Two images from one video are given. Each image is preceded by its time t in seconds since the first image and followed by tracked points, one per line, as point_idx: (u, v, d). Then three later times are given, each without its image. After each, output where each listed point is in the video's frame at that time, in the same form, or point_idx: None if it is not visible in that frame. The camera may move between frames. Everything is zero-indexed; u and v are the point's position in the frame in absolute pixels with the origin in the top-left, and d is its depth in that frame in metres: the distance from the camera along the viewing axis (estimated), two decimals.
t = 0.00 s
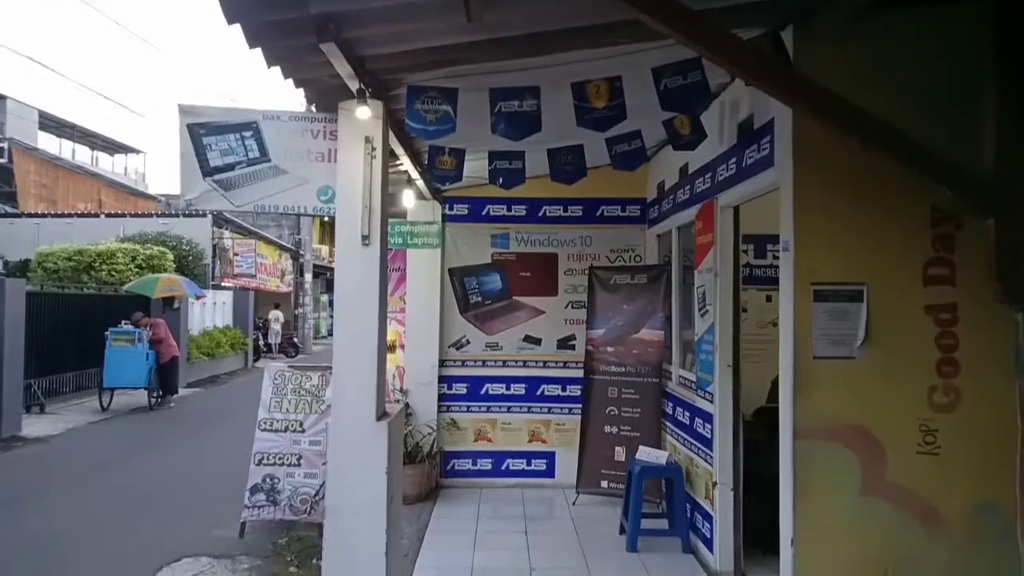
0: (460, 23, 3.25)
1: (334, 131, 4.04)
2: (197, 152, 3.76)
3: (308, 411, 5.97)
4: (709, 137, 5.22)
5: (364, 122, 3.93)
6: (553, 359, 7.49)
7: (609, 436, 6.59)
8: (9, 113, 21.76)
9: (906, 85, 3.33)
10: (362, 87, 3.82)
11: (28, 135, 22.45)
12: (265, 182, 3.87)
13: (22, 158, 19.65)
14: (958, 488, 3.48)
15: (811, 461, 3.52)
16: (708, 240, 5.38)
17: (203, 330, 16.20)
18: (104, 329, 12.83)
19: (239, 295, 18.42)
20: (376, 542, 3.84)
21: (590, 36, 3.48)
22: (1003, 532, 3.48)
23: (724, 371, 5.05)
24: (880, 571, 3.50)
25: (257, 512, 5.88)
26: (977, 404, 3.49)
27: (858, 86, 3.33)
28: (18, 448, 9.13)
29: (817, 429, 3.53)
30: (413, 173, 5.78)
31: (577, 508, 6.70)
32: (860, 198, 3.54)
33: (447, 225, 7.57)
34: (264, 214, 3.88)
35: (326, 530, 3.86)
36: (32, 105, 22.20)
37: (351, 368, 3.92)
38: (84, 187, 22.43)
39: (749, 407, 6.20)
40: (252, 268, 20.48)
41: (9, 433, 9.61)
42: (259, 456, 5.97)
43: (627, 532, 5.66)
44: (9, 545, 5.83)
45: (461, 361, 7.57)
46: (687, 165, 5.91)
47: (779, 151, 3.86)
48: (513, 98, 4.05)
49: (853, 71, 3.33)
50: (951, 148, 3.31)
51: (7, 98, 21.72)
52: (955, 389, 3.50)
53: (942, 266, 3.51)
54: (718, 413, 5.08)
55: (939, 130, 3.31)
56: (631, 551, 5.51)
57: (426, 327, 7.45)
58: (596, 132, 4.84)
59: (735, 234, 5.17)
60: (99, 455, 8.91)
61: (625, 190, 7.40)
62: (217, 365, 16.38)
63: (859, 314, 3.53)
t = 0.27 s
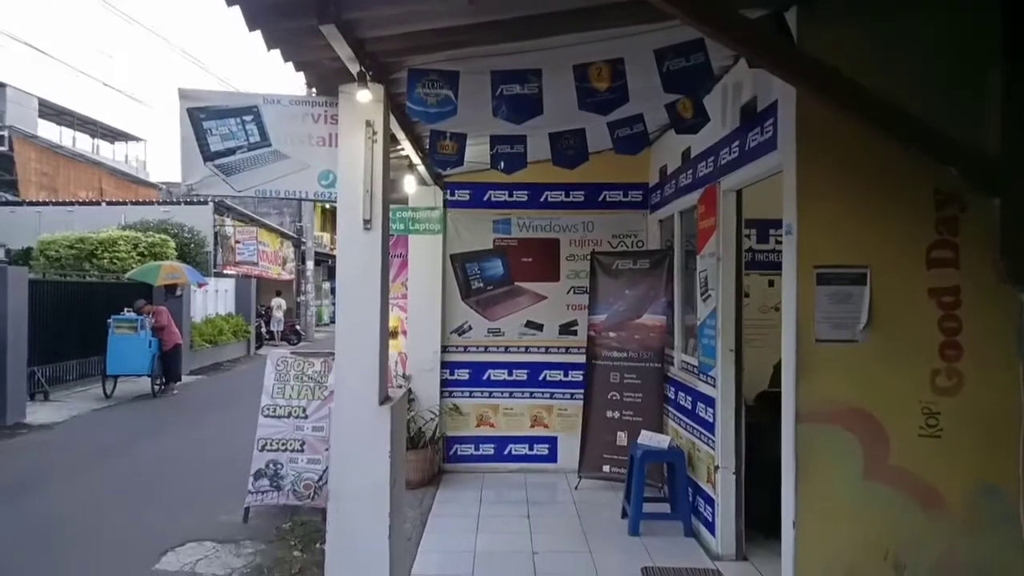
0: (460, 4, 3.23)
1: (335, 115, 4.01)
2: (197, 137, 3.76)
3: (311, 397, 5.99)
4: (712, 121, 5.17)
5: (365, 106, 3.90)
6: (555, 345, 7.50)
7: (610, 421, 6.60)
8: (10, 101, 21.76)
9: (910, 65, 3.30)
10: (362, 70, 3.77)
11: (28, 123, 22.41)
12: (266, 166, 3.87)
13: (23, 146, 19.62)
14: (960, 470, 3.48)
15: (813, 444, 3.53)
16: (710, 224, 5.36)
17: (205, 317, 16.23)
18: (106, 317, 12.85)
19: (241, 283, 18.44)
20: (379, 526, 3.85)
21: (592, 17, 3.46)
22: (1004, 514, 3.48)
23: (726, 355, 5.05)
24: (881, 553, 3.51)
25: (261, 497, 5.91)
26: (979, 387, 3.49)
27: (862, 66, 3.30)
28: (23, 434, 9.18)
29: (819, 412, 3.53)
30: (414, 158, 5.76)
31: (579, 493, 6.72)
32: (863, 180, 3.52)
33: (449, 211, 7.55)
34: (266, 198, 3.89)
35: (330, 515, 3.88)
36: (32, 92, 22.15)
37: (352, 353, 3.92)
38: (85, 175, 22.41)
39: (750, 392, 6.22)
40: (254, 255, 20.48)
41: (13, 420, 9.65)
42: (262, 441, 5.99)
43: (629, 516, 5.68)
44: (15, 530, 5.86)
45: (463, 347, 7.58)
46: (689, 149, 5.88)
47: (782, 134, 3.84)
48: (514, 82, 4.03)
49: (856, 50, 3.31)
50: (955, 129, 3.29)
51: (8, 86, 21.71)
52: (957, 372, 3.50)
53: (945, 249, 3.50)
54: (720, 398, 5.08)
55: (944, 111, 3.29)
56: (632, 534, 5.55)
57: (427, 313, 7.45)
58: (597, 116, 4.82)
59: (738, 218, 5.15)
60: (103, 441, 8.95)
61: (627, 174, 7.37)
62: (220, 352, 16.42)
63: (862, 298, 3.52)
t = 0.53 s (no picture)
0: None
1: (331, 103, 3.98)
2: (192, 125, 3.74)
3: (309, 387, 5.98)
4: (711, 108, 5.14)
5: (361, 93, 3.87)
6: (553, 334, 7.49)
7: (609, 410, 6.61)
8: (4, 91, 21.65)
9: (911, 48, 3.28)
10: (358, 57, 3.73)
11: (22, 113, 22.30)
12: (262, 154, 3.85)
13: (17, 137, 19.53)
14: (958, 456, 3.49)
15: (811, 432, 3.53)
16: (708, 213, 5.34)
17: (203, 308, 16.21)
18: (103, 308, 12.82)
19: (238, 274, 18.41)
20: (378, 515, 3.85)
21: (590, 2, 3.42)
22: (1002, 500, 3.49)
23: (725, 343, 5.04)
24: (879, 539, 3.52)
25: (260, 487, 5.91)
26: (978, 373, 3.49)
27: (863, 52, 3.27)
28: (21, 425, 9.17)
29: (817, 399, 3.53)
30: (411, 146, 5.73)
31: (577, 481, 6.73)
32: (863, 166, 3.51)
33: (446, 200, 7.52)
34: (263, 186, 3.87)
35: (329, 503, 3.87)
36: (26, 83, 22.02)
37: (351, 342, 3.90)
38: (81, 166, 22.32)
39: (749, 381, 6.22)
40: (251, 246, 20.44)
41: (11, 411, 9.64)
42: (260, 432, 5.98)
43: (628, 504, 5.69)
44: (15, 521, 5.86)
45: (461, 337, 7.57)
46: (688, 137, 5.85)
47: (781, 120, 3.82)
48: (512, 69, 4.00)
49: (857, 34, 3.28)
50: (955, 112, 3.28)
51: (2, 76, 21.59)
52: (956, 358, 3.50)
53: (945, 236, 3.49)
54: (718, 386, 5.07)
55: (945, 95, 3.27)
56: (631, 522, 5.56)
57: (425, 302, 7.44)
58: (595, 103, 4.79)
59: (737, 206, 5.13)
60: (101, 432, 8.95)
61: (624, 162, 7.35)
62: (218, 343, 16.41)
63: (861, 284, 3.51)
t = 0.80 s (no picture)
0: None
1: (330, 90, 3.95)
2: (191, 113, 3.73)
3: (310, 376, 5.99)
4: (713, 96, 5.12)
5: (361, 80, 3.85)
6: (554, 323, 7.50)
7: (609, 399, 6.62)
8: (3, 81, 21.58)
9: (914, 33, 3.26)
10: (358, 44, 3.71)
11: (21, 104, 22.24)
12: (262, 142, 3.85)
13: (17, 127, 19.48)
14: (958, 444, 3.49)
15: (811, 420, 3.53)
16: (709, 201, 5.33)
17: (203, 299, 16.22)
18: (104, 298, 12.83)
19: (238, 264, 18.41)
20: (379, 503, 3.87)
21: None
22: (1001, 489, 3.49)
23: (726, 332, 5.04)
24: (878, 527, 3.53)
25: (261, 476, 5.93)
26: (979, 361, 3.49)
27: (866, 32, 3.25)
28: (23, 415, 9.20)
29: (817, 386, 3.53)
30: (411, 135, 5.71)
31: (578, 470, 6.76)
32: (865, 153, 3.49)
33: (446, 189, 7.50)
34: (263, 174, 3.87)
35: (331, 491, 3.89)
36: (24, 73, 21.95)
37: (351, 331, 3.90)
38: (80, 156, 22.28)
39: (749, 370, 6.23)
40: (251, 236, 20.42)
41: (13, 401, 9.66)
42: (261, 420, 5.99)
43: (628, 492, 5.71)
44: (17, 509, 5.88)
45: (462, 326, 7.57)
46: (689, 126, 5.83)
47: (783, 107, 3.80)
48: (512, 55, 3.99)
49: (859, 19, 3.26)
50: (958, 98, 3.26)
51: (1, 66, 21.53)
52: (956, 347, 3.50)
53: (946, 224, 3.48)
54: (718, 375, 5.07)
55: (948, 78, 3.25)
56: (631, 510, 5.57)
57: (426, 292, 7.44)
58: (596, 91, 4.78)
59: (738, 194, 5.11)
60: (103, 422, 8.98)
61: (625, 151, 7.33)
62: (218, 333, 16.43)
63: (862, 273, 3.50)
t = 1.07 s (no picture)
0: None
1: (328, 75, 3.93)
2: (188, 97, 3.71)
3: (310, 363, 5.98)
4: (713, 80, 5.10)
5: (359, 64, 3.81)
6: (554, 310, 7.49)
7: (609, 385, 6.62)
8: None
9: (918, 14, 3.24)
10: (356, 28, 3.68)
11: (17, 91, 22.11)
12: (260, 127, 3.83)
13: (13, 114, 19.38)
14: (957, 429, 3.50)
15: (810, 405, 3.53)
16: (709, 187, 5.31)
17: (203, 287, 16.21)
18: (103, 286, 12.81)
19: (237, 252, 18.39)
20: (380, 488, 3.87)
21: None
22: (1000, 473, 3.49)
23: (726, 318, 5.03)
24: (877, 511, 3.54)
25: (261, 463, 5.94)
26: (979, 346, 3.48)
27: (875, 13, 3.20)
28: (23, 403, 9.20)
29: (817, 371, 3.53)
30: (410, 120, 5.68)
31: (577, 456, 6.77)
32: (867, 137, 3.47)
33: (445, 175, 7.47)
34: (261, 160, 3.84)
35: (331, 477, 3.89)
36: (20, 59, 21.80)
37: (351, 317, 3.89)
38: (77, 143, 22.18)
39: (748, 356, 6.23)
40: (250, 224, 20.38)
41: (13, 388, 9.67)
42: (261, 407, 6.00)
43: (627, 478, 5.73)
44: (18, 496, 5.90)
45: (462, 313, 7.56)
46: (689, 111, 5.80)
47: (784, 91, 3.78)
48: (512, 39, 4.01)
49: None
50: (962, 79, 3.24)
51: None
52: (956, 332, 3.49)
53: (947, 208, 3.47)
54: (718, 361, 5.07)
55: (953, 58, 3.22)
56: (631, 496, 5.59)
57: (425, 279, 7.43)
58: (596, 76, 4.75)
59: (738, 179, 5.09)
60: (103, 409, 8.99)
61: (625, 137, 7.29)
62: (218, 321, 16.43)
63: (862, 258, 3.49)
